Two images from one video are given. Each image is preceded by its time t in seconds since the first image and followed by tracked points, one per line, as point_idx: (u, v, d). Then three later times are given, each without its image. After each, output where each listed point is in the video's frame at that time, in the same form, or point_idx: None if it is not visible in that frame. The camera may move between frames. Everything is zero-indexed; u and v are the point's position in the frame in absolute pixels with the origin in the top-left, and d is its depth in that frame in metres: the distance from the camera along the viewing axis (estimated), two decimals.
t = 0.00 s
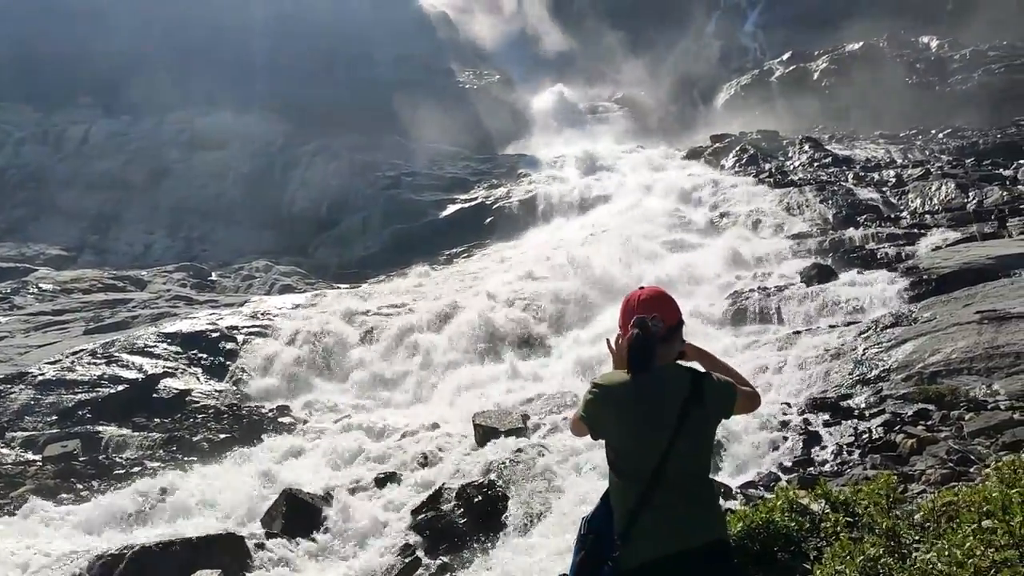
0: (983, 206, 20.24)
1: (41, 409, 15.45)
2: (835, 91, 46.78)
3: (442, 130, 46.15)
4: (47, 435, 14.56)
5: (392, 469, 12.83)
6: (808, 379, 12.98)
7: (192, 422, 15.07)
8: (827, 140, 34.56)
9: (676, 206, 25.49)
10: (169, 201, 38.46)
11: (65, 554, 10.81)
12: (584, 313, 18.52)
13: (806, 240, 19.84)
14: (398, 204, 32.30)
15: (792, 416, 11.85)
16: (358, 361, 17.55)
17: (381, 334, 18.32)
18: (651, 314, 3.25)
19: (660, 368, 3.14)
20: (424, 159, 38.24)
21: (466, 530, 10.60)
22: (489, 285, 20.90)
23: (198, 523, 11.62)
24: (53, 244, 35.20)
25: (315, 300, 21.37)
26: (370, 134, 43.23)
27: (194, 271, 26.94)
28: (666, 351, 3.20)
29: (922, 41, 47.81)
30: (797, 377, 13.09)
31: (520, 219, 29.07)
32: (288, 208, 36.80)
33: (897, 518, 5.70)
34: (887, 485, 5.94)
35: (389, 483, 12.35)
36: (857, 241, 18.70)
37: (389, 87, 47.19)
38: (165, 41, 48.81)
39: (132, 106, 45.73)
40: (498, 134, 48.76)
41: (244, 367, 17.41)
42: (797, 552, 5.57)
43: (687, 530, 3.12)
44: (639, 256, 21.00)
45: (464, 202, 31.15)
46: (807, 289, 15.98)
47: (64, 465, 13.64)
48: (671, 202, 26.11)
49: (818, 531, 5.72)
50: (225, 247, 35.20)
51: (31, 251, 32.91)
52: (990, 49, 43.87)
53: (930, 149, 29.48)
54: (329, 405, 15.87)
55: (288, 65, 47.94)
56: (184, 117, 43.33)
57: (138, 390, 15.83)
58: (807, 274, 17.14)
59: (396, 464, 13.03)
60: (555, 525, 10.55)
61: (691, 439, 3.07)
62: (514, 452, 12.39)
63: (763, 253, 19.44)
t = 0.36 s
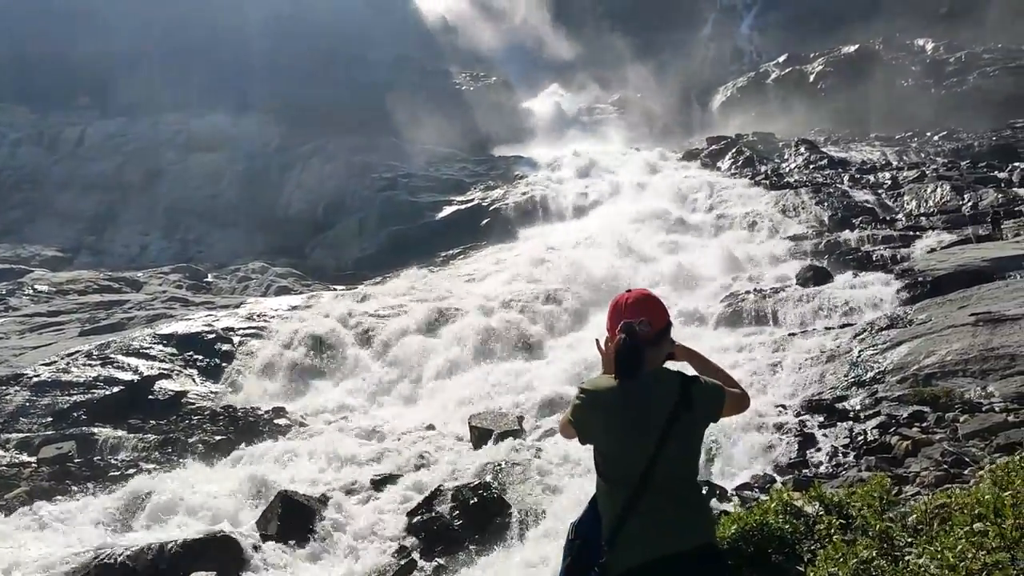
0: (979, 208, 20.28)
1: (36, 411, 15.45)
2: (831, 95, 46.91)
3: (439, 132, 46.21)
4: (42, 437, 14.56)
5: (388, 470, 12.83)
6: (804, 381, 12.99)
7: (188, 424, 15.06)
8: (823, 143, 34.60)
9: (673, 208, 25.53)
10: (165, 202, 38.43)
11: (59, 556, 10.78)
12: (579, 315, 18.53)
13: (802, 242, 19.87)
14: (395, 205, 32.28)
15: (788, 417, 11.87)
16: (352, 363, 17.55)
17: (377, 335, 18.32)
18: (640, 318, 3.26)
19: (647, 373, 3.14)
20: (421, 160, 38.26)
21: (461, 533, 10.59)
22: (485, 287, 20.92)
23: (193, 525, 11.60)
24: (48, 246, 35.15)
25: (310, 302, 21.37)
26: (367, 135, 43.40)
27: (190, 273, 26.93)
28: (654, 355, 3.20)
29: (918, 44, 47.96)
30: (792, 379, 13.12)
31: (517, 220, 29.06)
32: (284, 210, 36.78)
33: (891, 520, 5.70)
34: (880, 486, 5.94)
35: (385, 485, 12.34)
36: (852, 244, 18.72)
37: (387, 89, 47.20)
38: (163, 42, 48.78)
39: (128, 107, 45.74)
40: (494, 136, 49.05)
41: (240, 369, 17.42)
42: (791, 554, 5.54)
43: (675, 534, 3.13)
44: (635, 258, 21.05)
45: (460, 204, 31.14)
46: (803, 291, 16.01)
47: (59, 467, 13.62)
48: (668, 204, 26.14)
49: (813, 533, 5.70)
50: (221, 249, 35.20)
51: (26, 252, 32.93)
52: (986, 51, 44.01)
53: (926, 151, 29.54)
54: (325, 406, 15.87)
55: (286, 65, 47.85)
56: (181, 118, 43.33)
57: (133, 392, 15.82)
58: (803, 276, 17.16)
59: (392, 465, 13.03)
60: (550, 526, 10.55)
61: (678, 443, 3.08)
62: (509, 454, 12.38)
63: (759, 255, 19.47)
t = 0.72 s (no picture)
0: (975, 214, 20.32)
1: (32, 416, 15.42)
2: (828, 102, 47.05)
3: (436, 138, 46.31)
4: (37, 442, 14.52)
5: (385, 476, 12.80)
6: (800, 386, 12.99)
7: (184, 429, 15.03)
8: (820, 148, 34.66)
9: (669, 213, 25.54)
10: (161, 206, 38.41)
11: (54, 562, 10.74)
12: (576, 321, 18.53)
13: (799, 247, 19.89)
14: (392, 210, 32.29)
15: (784, 423, 11.85)
16: (349, 368, 17.51)
17: (374, 340, 18.29)
18: (634, 324, 3.24)
19: (641, 379, 3.13)
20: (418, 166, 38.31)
21: (458, 538, 10.56)
22: (482, 292, 20.93)
23: (189, 530, 11.56)
24: (44, 251, 35.08)
25: (307, 307, 21.34)
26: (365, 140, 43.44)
27: (187, 278, 26.91)
28: (647, 360, 3.19)
29: (914, 49, 48.16)
30: (789, 384, 13.11)
31: (514, 224, 29.03)
32: (281, 215, 36.77)
33: (888, 526, 5.65)
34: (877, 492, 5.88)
35: (382, 491, 12.30)
36: (848, 250, 18.73)
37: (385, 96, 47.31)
38: (161, 46, 48.79)
39: (125, 112, 45.74)
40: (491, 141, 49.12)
41: (236, 374, 17.39)
42: (787, 560, 5.44)
43: (669, 541, 3.11)
44: (633, 264, 21.07)
45: (458, 209, 31.13)
46: (800, 297, 16.01)
47: (54, 472, 13.58)
48: (665, 209, 26.15)
49: (809, 540, 5.61)
50: (218, 253, 35.15)
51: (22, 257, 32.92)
52: (982, 57, 44.23)
53: (922, 157, 29.59)
54: (322, 412, 15.85)
55: (284, 70, 47.87)
56: (178, 123, 43.32)
57: (129, 397, 15.79)
58: (800, 281, 17.17)
59: (389, 470, 13.01)
60: (547, 531, 10.52)
61: (673, 448, 3.07)
62: (505, 459, 12.34)
63: (756, 260, 19.48)
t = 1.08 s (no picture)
0: (972, 225, 20.35)
1: (27, 428, 15.37)
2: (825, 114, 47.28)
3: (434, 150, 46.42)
4: (32, 454, 14.45)
5: (382, 488, 12.73)
6: (798, 398, 12.96)
7: (180, 440, 14.96)
8: (817, 160, 34.76)
9: (666, 224, 25.57)
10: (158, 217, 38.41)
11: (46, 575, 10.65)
12: (574, 332, 18.50)
13: (796, 259, 19.91)
14: (389, 222, 32.32)
15: (782, 435, 11.81)
16: (345, 378, 17.44)
17: (371, 351, 18.25)
18: (635, 334, 3.21)
19: (642, 391, 3.10)
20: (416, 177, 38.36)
21: (454, 551, 10.48)
22: (480, 303, 20.92)
23: (184, 543, 11.48)
24: (40, 262, 35.05)
25: (304, 318, 21.31)
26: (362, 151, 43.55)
27: (184, 289, 26.90)
28: (649, 371, 3.16)
29: (910, 62, 48.46)
30: (787, 396, 13.07)
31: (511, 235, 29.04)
32: (278, 228, 36.80)
33: (887, 539, 5.58)
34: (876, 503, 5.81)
35: (378, 503, 12.22)
36: (846, 262, 18.75)
37: (383, 110, 47.39)
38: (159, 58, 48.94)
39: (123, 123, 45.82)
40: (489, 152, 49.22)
41: (233, 386, 17.34)
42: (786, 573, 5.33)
43: (670, 554, 3.08)
44: (630, 276, 21.07)
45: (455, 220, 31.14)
46: (798, 308, 16.00)
47: (49, 484, 13.50)
48: (662, 220, 26.19)
49: (808, 552, 5.51)
50: (215, 264, 35.13)
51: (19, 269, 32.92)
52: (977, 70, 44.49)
53: (919, 169, 29.66)
54: (318, 424, 15.80)
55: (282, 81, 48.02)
56: (176, 135, 43.40)
57: (125, 409, 15.73)
58: (797, 292, 17.19)
59: (385, 482, 12.95)
60: (544, 543, 10.45)
61: (673, 461, 3.05)
62: (502, 471, 12.27)
63: (753, 271, 19.50)
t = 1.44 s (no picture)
0: (967, 243, 20.42)
1: (22, 446, 15.35)
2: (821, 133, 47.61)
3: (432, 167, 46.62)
4: (27, 472, 14.41)
5: (378, 506, 12.68)
6: (794, 416, 12.94)
7: (176, 458, 14.92)
8: (813, 178, 34.90)
9: (663, 242, 25.64)
10: (157, 233, 38.48)
11: None
12: (570, 349, 18.50)
13: (792, 277, 19.96)
14: (387, 239, 32.41)
15: (778, 452, 11.78)
16: (341, 395, 17.44)
17: (368, 369, 18.25)
18: (624, 357, 3.23)
19: (632, 413, 3.12)
20: (415, 194, 38.47)
21: (450, 569, 10.42)
22: (477, 321, 20.95)
23: (179, 561, 11.42)
24: (39, 279, 35.07)
25: (301, 335, 21.31)
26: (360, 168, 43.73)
27: (182, 306, 26.92)
28: (638, 394, 3.17)
29: (905, 80, 48.76)
30: (783, 414, 13.04)
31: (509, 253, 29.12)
32: (276, 245, 36.93)
33: (880, 560, 5.51)
34: (870, 523, 5.75)
35: (374, 521, 12.15)
36: (842, 278, 18.78)
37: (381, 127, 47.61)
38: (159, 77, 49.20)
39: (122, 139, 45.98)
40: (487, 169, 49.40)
41: (229, 403, 17.31)
42: None
43: None
44: (627, 293, 21.09)
45: (453, 237, 31.21)
46: (794, 325, 16.01)
47: (43, 502, 13.43)
48: (658, 238, 26.27)
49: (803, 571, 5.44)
50: (213, 281, 35.17)
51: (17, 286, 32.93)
52: (972, 88, 44.78)
53: (914, 187, 29.78)
54: (314, 441, 15.77)
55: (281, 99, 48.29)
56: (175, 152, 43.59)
57: (121, 427, 15.69)
58: (793, 310, 17.23)
59: (381, 500, 12.91)
60: (540, 562, 10.40)
61: (663, 483, 3.05)
62: (498, 489, 12.23)
63: (750, 289, 19.54)
